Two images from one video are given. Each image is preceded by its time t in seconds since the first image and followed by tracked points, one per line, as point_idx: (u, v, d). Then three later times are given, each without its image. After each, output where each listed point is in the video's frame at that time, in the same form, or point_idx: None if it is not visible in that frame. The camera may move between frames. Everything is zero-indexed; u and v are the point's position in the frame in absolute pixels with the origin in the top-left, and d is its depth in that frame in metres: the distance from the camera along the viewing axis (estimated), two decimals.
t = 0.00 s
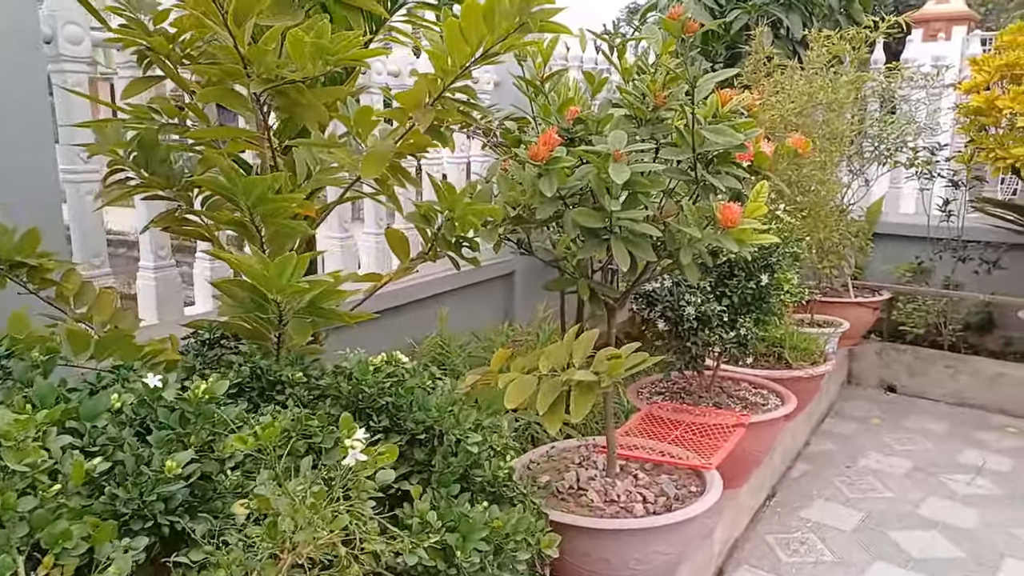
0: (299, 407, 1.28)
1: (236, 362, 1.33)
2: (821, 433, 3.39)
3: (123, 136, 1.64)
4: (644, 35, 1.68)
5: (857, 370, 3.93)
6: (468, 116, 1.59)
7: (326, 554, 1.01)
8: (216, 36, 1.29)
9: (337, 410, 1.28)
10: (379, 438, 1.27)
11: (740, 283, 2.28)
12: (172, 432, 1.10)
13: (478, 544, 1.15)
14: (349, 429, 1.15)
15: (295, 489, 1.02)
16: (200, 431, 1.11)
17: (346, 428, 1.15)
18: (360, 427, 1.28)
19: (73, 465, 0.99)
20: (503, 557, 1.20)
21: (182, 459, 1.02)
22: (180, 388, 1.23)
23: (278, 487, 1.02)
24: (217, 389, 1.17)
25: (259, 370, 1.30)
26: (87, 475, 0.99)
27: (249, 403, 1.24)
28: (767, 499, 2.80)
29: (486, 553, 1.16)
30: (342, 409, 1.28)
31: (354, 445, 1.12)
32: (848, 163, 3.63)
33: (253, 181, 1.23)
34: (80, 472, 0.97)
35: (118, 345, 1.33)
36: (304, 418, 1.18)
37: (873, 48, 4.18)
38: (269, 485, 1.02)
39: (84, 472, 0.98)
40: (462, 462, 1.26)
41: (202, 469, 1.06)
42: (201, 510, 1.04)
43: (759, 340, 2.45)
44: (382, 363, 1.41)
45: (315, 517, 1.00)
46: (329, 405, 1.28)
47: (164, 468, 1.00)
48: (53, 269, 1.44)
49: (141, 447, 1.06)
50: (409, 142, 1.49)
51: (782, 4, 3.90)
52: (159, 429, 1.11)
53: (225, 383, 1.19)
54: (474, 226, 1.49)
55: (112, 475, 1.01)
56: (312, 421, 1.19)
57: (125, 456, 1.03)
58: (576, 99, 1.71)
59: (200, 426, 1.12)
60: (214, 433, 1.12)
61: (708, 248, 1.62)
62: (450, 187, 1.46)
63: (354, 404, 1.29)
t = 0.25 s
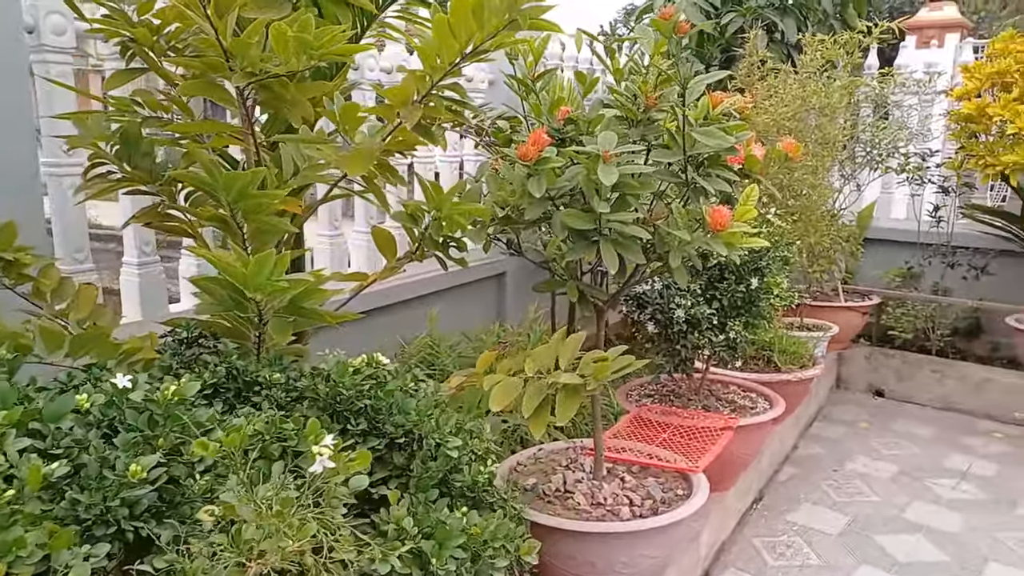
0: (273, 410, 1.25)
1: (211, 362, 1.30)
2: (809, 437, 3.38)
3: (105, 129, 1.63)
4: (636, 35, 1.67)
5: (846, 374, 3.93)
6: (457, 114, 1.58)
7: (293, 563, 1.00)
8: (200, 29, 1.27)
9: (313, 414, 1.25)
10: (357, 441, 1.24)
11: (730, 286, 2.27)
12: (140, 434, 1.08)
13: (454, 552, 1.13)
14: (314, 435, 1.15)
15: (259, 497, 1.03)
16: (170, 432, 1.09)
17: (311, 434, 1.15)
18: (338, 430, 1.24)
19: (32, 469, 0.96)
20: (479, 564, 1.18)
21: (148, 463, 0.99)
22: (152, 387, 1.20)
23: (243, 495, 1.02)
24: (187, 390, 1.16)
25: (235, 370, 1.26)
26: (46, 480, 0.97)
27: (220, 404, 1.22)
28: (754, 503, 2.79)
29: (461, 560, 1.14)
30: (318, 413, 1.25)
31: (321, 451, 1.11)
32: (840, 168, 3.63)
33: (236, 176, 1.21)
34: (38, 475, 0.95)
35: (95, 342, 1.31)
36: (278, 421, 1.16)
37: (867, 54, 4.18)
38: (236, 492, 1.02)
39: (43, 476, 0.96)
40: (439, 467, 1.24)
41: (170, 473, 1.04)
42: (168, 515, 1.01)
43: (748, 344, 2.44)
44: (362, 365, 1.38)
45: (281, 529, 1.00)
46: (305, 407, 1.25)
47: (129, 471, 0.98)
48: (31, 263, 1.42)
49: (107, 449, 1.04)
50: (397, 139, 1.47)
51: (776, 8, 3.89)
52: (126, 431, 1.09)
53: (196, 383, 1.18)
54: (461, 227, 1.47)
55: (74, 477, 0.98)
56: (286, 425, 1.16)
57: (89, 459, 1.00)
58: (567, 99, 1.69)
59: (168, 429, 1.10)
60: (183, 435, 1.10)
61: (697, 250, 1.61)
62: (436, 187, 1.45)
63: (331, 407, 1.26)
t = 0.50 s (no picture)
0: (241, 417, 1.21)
1: (179, 368, 1.27)
2: (790, 439, 3.39)
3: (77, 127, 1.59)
4: (616, 36, 1.65)
5: (827, 376, 3.95)
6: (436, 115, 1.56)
7: None
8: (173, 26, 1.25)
9: (282, 421, 1.19)
10: (328, 450, 1.18)
11: (712, 289, 2.26)
12: (98, 445, 1.05)
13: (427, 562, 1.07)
14: (275, 448, 1.08)
15: (219, 511, 0.97)
16: (129, 443, 1.06)
17: (272, 447, 1.09)
18: (308, 438, 1.18)
19: None
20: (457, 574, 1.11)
21: (105, 475, 0.97)
22: (114, 396, 1.17)
23: (202, 508, 0.96)
24: (149, 398, 1.13)
25: (204, 378, 1.24)
26: None
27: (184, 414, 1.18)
28: (736, 505, 2.79)
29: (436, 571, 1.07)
30: (287, 420, 1.20)
31: (281, 465, 1.04)
32: (821, 171, 3.65)
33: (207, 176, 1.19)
34: None
35: (60, 347, 1.27)
36: (245, 429, 1.11)
37: (849, 58, 4.20)
38: (195, 505, 0.97)
39: None
40: (414, 476, 1.17)
41: (130, 485, 1.01)
42: (127, 529, 0.98)
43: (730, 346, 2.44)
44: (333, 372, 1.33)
45: (241, 541, 0.94)
46: (274, 415, 1.19)
47: (83, 483, 0.95)
48: None
49: (65, 460, 1.01)
50: (375, 139, 1.46)
51: (759, 12, 3.91)
52: (85, 441, 1.06)
53: (159, 392, 1.15)
54: (440, 229, 1.45)
55: (29, 489, 0.97)
56: (253, 433, 1.11)
57: (44, 469, 0.98)
58: (548, 100, 1.68)
59: (130, 438, 1.07)
60: (144, 446, 1.07)
61: (679, 253, 1.60)
62: (415, 188, 1.43)
63: (302, 415, 1.20)
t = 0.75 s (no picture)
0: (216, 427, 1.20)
1: (153, 377, 1.26)
2: (779, 440, 3.39)
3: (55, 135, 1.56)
4: (596, 38, 1.65)
5: (815, 376, 3.95)
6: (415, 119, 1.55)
7: None
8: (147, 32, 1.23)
9: (256, 431, 1.17)
10: (304, 460, 1.17)
11: (697, 291, 2.26)
12: (66, 459, 1.03)
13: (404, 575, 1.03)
14: (241, 463, 1.05)
15: (188, 527, 0.93)
16: (99, 456, 1.04)
17: (237, 462, 1.05)
18: (283, 448, 1.17)
19: None
20: None
21: (73, 490, 0.95)
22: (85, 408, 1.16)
23: (171, 524, 0.93)
24: (120, 410, 1.12)
25: (178, 386, 1.23)
26: None
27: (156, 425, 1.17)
28: (725, 507, 2.79)
29: None
30: (263, 430, 1.18)
31: (248, 481, 1.00)
32: (806, 171, 3.66)
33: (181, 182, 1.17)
34: None
35: (36, 357, 1.25)
36: (218, 441, 1.10)
37: (832, 58, 4.21)
38: (163, 521, 0.93)
39: None
40: (391, 485, 1.14)
41: (99, 499, 0.99)
42: (95, 545, 0.96)
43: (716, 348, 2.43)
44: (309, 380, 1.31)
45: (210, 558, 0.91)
46: (248, 425, 1.18)
47: (50, 498, 0.93)
48: None
49: (32, 474, 0.99)
50: (354, 144, 1.44)
51: (742, 13, 3.92)
52: (54, 454, 1.04)
53: (129, 403, 1.14)
54: (421, 233, 1.44)
55: None
56: (226, 444, 1.10)
57: (10, 485, 0.96)
58: (529, 103, 1.67)
59: (99, 451, 1.05)
60: (114, 460, 1.05)
61: (662, 256, 1.59)
62: (395, 193, 1.42)
63: (278, 425, 1.18)
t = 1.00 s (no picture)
0: (193, 432, 1.15)
1: (128, 382, 1.20)
2: (774, 443, 3.37)
3: (41, 134, 1.54)
4: (587, 39, 1.63)
5: (810, 379, 3.94)
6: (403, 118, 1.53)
7: None
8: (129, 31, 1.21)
9: (233, 438, 1.13)
10: (282, 467, 1.13)
11: (690, 293, 2.24)
12: (29, 467, 0.97)
13: None
14: (202, 474, 0.99)
15: (153, 539, 0.89)
16: (65, 463, 0.98)
17: (199, 472, 1.00)
18: (260, 456, 1.13)
19: None
20: None
21: (33, 501, 0.89)
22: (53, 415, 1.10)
23: (134, 536, 0.88)
24: (89, 416, 1.06)
25: (156, 390, 1.17)
26: None
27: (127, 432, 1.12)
28: (719, 511, 2.76)
29: None
30: (240, 437, 1.13)
31: (209, 491, 0.95)
32: (802, 173, 3.65)
33: (159, 186, 1.16)
34: None
35: (15, 360, 1.24)
36: (192, 448, 1.06)
37: (828, 60, 4.20)
38: (126, 533, 0.89)
39: None
40: (370, 495, 1.13)
41: (64, 509, 0.94)
42: (59, 556, 0.91)
43: (710, 351, 2.42)
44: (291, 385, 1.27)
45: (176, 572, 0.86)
46: (224, 432, 1.13)
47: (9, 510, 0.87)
48: None
49: None
50: (340, 144, 1.43)
51: (737, 15, 3.91)
52: (18, 463, 0.98)
53: (99, 409, 1.08)
54: (409, 235, 1.42)
55: None
56: (201, 451, 1.06)
57: None
58: (519, 103, 1.65)
59: (65, 459, 0.99)
60: (82, 468, 0.99)
61: (653, 258, 1.57)
62: (381, 194, 1.40)
63: (255, 431, 1.14)
